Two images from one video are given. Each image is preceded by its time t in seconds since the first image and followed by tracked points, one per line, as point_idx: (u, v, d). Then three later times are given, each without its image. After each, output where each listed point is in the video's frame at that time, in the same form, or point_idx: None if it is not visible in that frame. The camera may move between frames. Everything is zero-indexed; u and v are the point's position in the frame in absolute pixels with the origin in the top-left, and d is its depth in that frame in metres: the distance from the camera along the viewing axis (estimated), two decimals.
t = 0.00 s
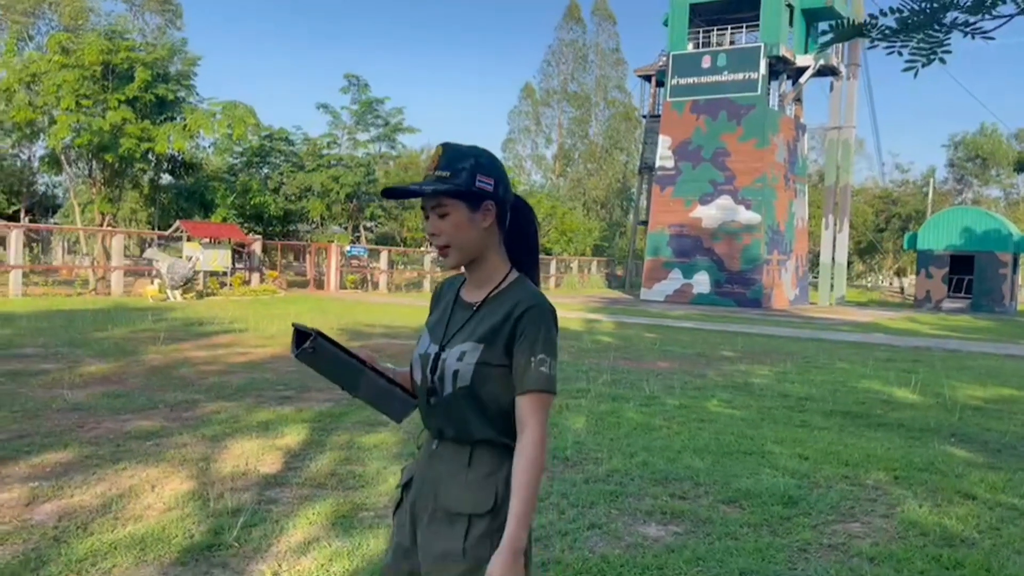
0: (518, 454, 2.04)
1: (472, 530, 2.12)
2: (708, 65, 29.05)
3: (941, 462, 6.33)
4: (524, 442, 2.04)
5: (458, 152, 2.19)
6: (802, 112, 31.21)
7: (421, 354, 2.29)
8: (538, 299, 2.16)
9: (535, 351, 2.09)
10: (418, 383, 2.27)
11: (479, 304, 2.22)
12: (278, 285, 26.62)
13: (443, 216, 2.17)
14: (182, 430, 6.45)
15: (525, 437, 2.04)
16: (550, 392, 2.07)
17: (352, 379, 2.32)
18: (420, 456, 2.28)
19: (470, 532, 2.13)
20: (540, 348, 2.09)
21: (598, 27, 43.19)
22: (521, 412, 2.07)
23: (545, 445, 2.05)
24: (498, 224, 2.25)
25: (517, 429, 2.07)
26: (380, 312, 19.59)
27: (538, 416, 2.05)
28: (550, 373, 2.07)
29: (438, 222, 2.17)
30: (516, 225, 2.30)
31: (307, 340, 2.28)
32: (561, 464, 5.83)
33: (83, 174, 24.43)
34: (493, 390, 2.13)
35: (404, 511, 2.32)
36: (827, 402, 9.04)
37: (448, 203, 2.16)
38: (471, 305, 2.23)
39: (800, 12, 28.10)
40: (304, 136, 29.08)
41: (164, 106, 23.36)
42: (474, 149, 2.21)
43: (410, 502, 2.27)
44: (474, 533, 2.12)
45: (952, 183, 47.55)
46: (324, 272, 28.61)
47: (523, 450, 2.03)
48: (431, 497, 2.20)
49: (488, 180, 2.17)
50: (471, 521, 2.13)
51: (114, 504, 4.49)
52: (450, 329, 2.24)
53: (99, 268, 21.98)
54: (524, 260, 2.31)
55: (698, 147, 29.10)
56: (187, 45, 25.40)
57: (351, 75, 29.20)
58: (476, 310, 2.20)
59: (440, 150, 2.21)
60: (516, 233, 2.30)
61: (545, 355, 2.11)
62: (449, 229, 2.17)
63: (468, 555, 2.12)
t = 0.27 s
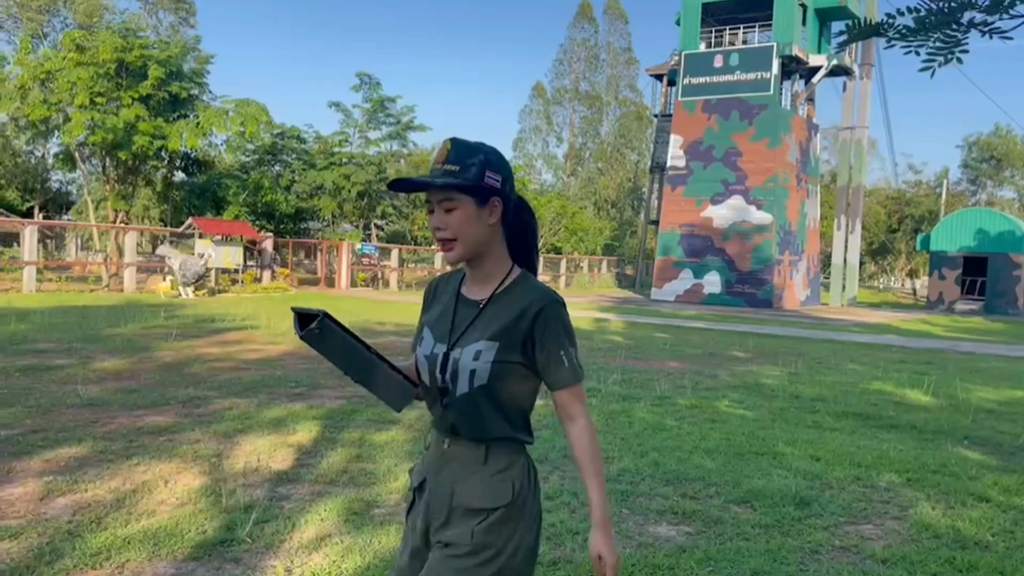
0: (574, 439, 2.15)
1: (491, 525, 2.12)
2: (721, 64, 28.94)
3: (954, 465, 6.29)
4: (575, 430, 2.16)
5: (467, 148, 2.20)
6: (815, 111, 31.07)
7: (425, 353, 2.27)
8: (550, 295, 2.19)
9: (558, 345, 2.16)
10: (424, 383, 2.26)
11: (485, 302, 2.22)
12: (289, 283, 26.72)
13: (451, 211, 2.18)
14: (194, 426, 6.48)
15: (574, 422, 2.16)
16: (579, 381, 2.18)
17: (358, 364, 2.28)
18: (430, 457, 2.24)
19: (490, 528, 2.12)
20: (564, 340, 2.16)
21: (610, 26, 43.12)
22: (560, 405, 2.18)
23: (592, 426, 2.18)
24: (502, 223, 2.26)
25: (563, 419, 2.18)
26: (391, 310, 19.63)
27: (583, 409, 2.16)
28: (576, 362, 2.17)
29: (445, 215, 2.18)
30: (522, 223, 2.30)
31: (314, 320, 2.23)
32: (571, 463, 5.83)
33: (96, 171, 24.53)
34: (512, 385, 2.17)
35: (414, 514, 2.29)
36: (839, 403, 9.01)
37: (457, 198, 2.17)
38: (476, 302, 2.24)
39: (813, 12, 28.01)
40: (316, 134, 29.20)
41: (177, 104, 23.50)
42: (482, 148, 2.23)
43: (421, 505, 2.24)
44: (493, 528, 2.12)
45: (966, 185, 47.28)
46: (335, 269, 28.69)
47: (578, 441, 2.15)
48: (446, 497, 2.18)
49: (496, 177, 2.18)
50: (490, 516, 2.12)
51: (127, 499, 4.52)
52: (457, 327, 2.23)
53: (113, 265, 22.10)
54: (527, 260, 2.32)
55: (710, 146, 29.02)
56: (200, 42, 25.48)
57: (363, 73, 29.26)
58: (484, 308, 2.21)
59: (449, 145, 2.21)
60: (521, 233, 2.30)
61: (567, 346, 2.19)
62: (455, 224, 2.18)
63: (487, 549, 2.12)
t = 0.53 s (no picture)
0: (566, 452, 2.10)
1: (512, 529, 2.12)
2: (735, 63, 28.84)
3: (969, 466, 6.26)
4: (569, 443, 2.10)
5: (491, 140, 2.19)
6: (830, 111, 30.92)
7: (446, 352, 2.28)
8: (570, 295, 2.18)
9: (572, 349, 2.13)
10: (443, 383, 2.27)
11: (506, 300, 2.22)
12: (302, 281, 26.86)
13: (473, 204, 2.18)
14: (209, 423, 6.53)
15: (567, 436, 2.10)
16: (586, 388, 2.12)
17: (376, 359, 2.18)
18: (449, 458, 2.25)
19: (510, 532, 2.12)
20: (579, 343, 2.14)
21: (623, 25, 43.04)
22: (559, 412, 2.12)
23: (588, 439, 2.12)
24: (527, 217, 2.25)
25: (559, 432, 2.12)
26: (404, 309, 19.68)
27: (580, 421, 2.11)
28: (586, 370, 2.12)
29: (467, 209, 2.18)
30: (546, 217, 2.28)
31: (335, 314, 2.13)
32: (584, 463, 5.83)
33: (112, 169, 24.70)
34: (529, 387, 2.17)
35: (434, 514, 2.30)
36: (853, 404, 8.97)
37: (479, 190, 2.17)
38: (498, 301, 2.24)
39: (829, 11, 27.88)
40: (329, 133, 29.32)
41: (192, 103, 23.64)
42: (507, 139, 2.21)
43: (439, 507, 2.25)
44: (514, 532, 2.12)
45: (982, 185, 46.98)
46: (348, 267, 28.80)
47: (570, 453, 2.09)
48: (464, 499, 2.18)
49: (520, 170, 2.18)
50: (510, 521, 2.13)
51: (144, 495, 4.56)
52: (478, 324, 2.24)
53: (128, 263, 22.27)
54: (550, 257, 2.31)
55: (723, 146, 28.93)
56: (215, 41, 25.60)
57: (376, 72, 29.33)
58: (504, 306, 2.21)
59: (474, 137, 2.20)
60: (545, 228, 2.29)
61: (580, 351, 2.14)
62: (478, 216, 2.17)
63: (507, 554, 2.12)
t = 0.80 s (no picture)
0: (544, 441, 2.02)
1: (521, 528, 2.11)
2: (747, 62, 28.74)
3: (982, 467, 6.23)
4: (553, 431, 2.03)
5: (502, 135, 2.18)
6: (843, 110, 30.76)
7: (455, 351, 2.29)
8: (574, 292, 2.15)
9: (573, 345, 2.09)
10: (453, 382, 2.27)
11: (514, 298, 2.21)
12: (315, 279, 26.96)
13: (482, 200, 2.17)
14: (221, 420, 6.57)
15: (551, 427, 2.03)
16: (586, 385, 2.07)
17: (384, 353, 2.24)
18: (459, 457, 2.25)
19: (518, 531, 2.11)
20: (577, 338, 2.09)
21: (636, 23, 42.93)
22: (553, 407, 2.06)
23: (575, 438, 2.04)
24: (536, 214, 2.24)
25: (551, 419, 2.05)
26: (415, 307, 19.72)
27: (570, 413, 2.03)
28: (588, 365, 2.07)
29: (477, 204, 2.17)
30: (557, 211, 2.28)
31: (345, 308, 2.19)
32: (594, 462, 5.83)
33: (126, 167, 24.83)
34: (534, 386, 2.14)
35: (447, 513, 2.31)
36: (865, 404, 8.93)
37: (489, 185, 2.16)
38: (506, 299, 2.22)
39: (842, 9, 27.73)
40: (341, 132, 29.41)
41: (205, 102, 23.75)
42: (518, 134, 2.20)
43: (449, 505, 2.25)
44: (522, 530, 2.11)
45: (997, 184, 46.65)
46: (359, 266, 28.87)
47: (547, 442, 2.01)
48: (475, 496, 2.19)
49: (531, 166, 2.17)
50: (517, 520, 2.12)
51: (156, 491, 4.59)
52: (484, 323, 2.23)
53: (142, 261, 22.40)
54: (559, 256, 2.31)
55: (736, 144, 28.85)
56: (228, 41, 25.68)
57: (388, 71, 29.37)
58: (511, 305, 2.20)
59: (484, 134, 2.20)
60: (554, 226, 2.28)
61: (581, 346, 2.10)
62: (488, 211, 2.17)
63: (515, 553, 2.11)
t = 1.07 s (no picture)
0: (538, 448, 1.97)
1: (476, 527, 2.01)
2: (759, 60, 28.63)
3: (993, 467, 6.18)
4: (541, 440, 1.97)
5: (492, 134, 2.09)
6: (856, 108, 30.59)
7: (425, 343, 2.18)
8: (554, 293, 2.06)
9: (551, 347, 2.01)
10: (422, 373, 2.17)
11: (490, 295, 2.11)
12: (326, 278, 27.06)
13: (467, 196, 2.07)
14: (230, 418, 6.60)
15: (542, 430, 1.97)
16: (565, 389, 1.99)
17: (368, 351, 2.02)
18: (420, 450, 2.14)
19: (470, 529, 2.01)
20: (559, 342, 2.01)
21: (647, 22, 42.85)
22: (537, 410, 2.00)
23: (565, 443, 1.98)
24: (519, 216, 2.15)
25: (537, 428, 1.99)
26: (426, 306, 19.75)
27: (556, 418, 1.97)
28: (568, 370, 2.00)
29: (460, 200, 2.07)
30: (541, 217, 2.18)
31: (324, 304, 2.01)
32: (602, 460, 5.82)
33: (139, 167, 24.97)
34: (506, 384, 2.04)
35: (404, 508, 2.20)
36: (876, 404, 8.87)
37: (474, 182, 2.06)
38: (481, 295, 2.13)
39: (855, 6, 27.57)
40: (353, 131, 29.50)
41: (217, 101, 23.85)
42: (508, 136, 2.11)
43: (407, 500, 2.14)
44: (477, 529, 2.00)
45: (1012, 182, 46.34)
46: (371, 265, 28.96)
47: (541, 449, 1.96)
48: (432, 490, 2.08)
49: (518, 168, 2.07)
50: (471, 518, 2.01)
51: (164, 488, 4.62)
52: (458, 316, 2.13)
53: (154, 260, 22.52)
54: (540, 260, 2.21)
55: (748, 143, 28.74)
56: (240, 41, 25.78)
57: (399, 71, 29.43)
58: (487, 301, 2.10)
59: (474, 131, 2.11)
60: (537, 230, 2.19)
61: (560, 349, 2.02)
62: (472, 210, 2.07)
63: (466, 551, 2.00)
